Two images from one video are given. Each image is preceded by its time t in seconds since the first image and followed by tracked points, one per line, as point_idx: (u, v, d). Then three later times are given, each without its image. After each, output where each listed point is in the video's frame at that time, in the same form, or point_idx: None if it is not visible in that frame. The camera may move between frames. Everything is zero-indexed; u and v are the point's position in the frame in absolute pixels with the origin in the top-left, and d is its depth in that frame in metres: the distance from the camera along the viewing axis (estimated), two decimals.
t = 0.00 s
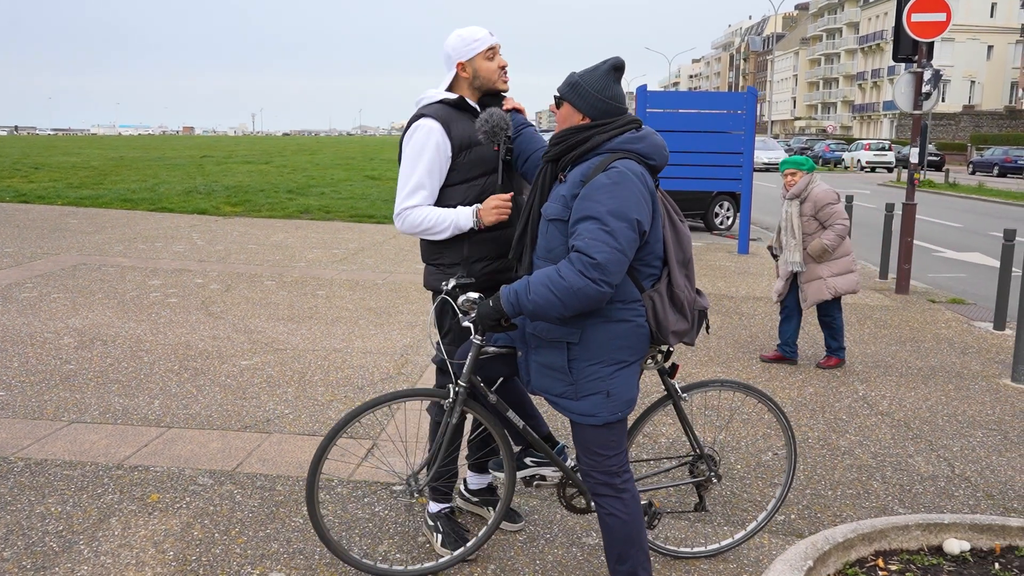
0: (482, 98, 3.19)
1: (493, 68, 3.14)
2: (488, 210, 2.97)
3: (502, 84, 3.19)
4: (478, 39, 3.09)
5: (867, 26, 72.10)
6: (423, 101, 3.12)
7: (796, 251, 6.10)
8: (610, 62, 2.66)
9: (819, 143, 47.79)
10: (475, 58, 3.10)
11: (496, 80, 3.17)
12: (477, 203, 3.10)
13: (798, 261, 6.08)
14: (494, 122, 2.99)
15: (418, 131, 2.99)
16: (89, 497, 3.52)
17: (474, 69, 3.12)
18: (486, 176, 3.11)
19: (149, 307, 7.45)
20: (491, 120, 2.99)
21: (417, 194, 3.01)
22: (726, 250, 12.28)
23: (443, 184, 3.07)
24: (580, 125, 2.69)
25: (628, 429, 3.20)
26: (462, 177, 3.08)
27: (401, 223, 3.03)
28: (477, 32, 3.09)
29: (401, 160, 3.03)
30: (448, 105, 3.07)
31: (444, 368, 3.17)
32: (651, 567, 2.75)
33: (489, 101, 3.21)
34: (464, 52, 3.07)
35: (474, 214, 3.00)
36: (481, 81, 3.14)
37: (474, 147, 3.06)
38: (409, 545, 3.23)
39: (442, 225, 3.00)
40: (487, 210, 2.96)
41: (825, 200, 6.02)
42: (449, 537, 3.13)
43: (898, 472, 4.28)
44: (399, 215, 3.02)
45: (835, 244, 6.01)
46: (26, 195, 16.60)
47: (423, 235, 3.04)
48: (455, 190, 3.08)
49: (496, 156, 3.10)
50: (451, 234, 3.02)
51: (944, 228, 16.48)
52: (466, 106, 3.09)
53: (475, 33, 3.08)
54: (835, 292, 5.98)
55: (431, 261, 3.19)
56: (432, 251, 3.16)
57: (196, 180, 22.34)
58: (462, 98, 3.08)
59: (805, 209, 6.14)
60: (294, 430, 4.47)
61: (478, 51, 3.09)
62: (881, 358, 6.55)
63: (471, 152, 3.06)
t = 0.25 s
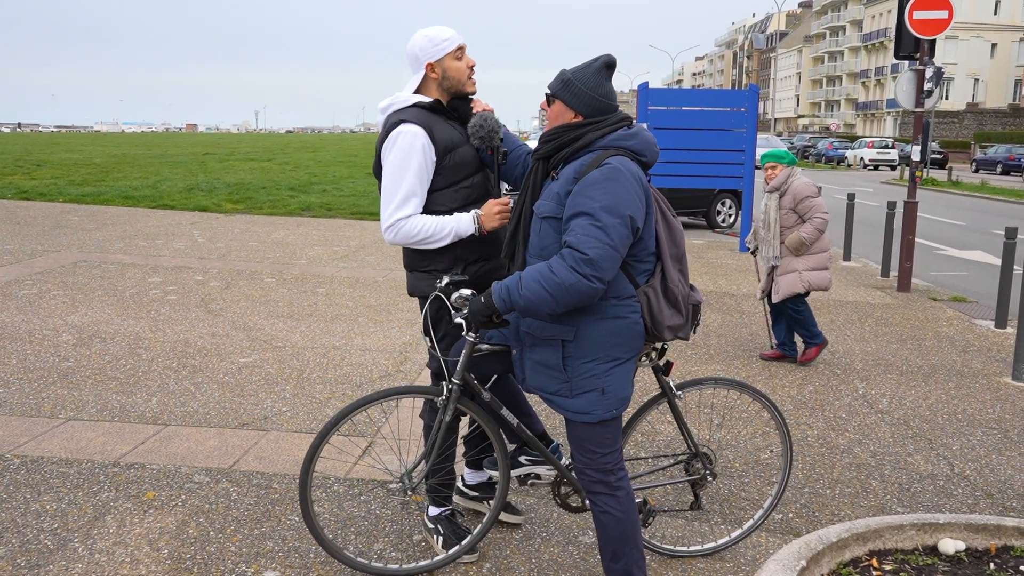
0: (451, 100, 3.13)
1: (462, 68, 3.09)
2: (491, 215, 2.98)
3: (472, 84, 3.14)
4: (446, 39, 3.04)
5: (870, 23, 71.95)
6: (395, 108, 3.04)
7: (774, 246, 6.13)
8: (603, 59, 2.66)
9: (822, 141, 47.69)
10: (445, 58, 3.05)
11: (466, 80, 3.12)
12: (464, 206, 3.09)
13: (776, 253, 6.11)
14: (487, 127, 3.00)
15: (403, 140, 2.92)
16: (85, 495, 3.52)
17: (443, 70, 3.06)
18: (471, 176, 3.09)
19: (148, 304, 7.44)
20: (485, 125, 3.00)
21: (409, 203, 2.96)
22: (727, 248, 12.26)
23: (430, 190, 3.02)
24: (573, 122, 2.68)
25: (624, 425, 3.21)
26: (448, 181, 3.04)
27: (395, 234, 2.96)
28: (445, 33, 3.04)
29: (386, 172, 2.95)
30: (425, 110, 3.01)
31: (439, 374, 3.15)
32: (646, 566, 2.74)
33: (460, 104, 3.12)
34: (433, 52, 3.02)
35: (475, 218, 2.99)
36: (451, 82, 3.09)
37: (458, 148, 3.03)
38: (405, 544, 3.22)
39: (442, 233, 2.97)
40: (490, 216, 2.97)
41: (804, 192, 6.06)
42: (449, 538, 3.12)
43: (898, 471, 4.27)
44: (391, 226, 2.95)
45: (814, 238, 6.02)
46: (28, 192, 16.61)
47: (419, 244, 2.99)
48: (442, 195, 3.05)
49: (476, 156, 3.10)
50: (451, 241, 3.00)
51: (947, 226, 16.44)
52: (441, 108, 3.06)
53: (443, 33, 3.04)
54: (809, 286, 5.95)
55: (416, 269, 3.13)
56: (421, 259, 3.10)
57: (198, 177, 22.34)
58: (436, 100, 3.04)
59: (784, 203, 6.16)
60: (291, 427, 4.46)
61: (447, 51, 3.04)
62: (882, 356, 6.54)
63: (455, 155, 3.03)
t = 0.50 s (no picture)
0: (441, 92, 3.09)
1: (454, 60, 3.06)
2: (494, 218, 2.98)
3: (462, 77, 3.11)
4: (438, 31, 3.00)
5: (892, 14, 71.13)
6: (388, 99, 2.98)
7: (770, 242, 6.12)
8: (611, 52, 2.66)
9: (842, 133, 47.26)
10: (436, 50, 3.02)
11: (458, 73, 3.09)
12: (456, 198, 3.07)
13: (771, 248, 6.12)
14: (498, 129, 2.95)
15: (403, 132, 2.87)
16: (100, 486, 3.55)
17: (435, 61, 3.03)
18: (461, 170, 3.07)
19: (166, 297, 7.49)
20: (497, 127, 2.96)
21: (410, 197, 2.91)
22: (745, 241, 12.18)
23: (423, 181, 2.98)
24: (585, 113, 2.66)
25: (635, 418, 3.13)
26: (440, 172, 3.01)
27: (392, 228, 2.91)
28: (436, 24, 3.00)
29: (386, 165, 2.88)
30: (414, 99, 2.97)
31: (435, 367, 3.16)
32: (659, 560, 2.73)
33: (450, 96, 3.09)
34: (425, 45, 2.98)
35: (476, 219, 2.98)
36: (442, 74, 3.05)
37: (448, 142, 3.01)
38: (418, 536, 3.22)
39: (443, 229, 2.95)
40: (492, 219, 2.97)
41: (801, 187, 5.97)
42: (461, 531, 3.13)
43: (915, 466, 4.22)
44: (388, 219, 2.90)
45: (809, 233, 6.00)
46: (49, 186, 16.77)
47: (418, 239, 2.95)
48: (435, 187, 3.02)
49: (464, 148, 3.08)
50: (451, 239, 2.98)
51: (970, 219, 16.23)
52: (432, 100, 3.02)
53: (434, 24, 3.00)
54: (804, 282, 5.96)
55: (406, 263, 3.08)
56: (412, 253, 3.06)
57: (217, 171, 22.48)
58: (428, 92, 3.00)
59: (780, 196, 6.09)
60: (306, 420, 4.48)
61: (439, 43, 3.01)
62: (900, 350, 6.47)
63: (446, 146, 3.00)
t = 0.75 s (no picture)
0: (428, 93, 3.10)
1: (441, 62, 3.05)
2: (487, 226, 2.92)
3: (450, 78, 3.11)
4: (424, 33, 3.00)
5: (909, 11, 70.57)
6: (374, 99, 2.99)
7: (758, 243, 6.05)
8: (619, 52, 2.67)
9: (858, 132, 46.92)
10: (423, 50, 3.02)
11: (445, 75, 3.09)
12: (445, 197, 3.05)
13: (760, 250, 6.07)
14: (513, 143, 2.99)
15: (392, 129, 2.87)
16: (113, 484, 3.57)
17: (421, 63, 3.03)
18: (449, 169, 3.06)
19: (180, 296, 7.53)
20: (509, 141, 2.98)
21: (403, 195, 2.90)
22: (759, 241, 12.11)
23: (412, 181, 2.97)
24: (591, 112, 2.66)
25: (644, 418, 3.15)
26: (429, 171, 3.01)
27: (384, 227, 2.89)
28: (423, 27, 3.00)
29: (378, 163, 2.88)
30: (399, 100, 2.98)
31: (429, 366, 3.12)
32: (668, 561, 2.72)
33: (438, 98, 3.11)
34: (411, 47, 2.99)
35: (471, 224, 2.95)
36: (429, 75, 3.05)
37: (435, 140, 3.01)
38: (428, 536, 3.21)
39: (437, 231, 2.92)
40: (485, 228, 2.91)
41: (791, 188, 5.92)
42: (473, 528, 3.12)
43: (930, 467, 4.18)
44: (379, 219, 2.89)
45: (799, 234, 5.94)
46: (66, 186, 16.90)
47: (413, 239, 2.93)
48: (423, 186, 3.01)
49: (451, 147, 3.07)
50: (445, 242, 2.95)
51: (987, 218, 16.08)
52: (417, 100, 3.03)
53: (420, 26, 3.00)
54: (796, 283, 5.93)
55: (396, 261, 3.06)
56: (399, 252, 3.04)
57: (232, 171, 22.59)
58: (413, 92, 3.01)
59: (770, 197, 6.03)
60: (317, 419, 4.49)
61: (425, 44, 3.01)
62: (915, 350, 6.41)
63: (432, 145, 3.00)
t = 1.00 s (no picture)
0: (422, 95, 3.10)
1: (437, 65, 3.07)
2: (481, 224, 2.93)
3: (445, 80, 3.12)
4: (422, 35, 3.01)
5: (922, 10, 70.12)
6: (367, 97, 2.98)
7: (747, 240, 5.98)
8: (609, 51, 2.69)
9: (871, 131, 46.64)
10: (419, 53, 3.02)
11: (440, 77, 3.10)
12: (438, 196, 3.05)
13: (749, 247, 5.98)
14: (506, 140, 2.94)
15: (387, 128, 2.86)
16: (123, 483, 3.58)
17: (417, 65, 3.03)
18: (442, 168, 3.06)
19: (191, 295, 7.55)
20: (503, 138, 2.94)
21: (399, 194, 2.89)
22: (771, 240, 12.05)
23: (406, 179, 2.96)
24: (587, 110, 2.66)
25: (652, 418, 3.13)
26: (422, 170, 3.00)
27: (379, 225, 2.88)
28: (422, 28, 3.01)
29: (373, 160, 2.87)
30: (394, 98, 2.98)
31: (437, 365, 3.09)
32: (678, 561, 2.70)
33: (430, 99, 3.12)
34: (408, 47, 2.99)
35: (465, 221, 2.95)
36: (425, 77, 3.06)
37: (428, 139, 3.00)
38: (437, 536, 3.21)
39: (432, 229, 2.91)
40: (480, 225, 2.92)
41: (779, 183, 5.86)
42: (479, 527, 3.13)
43: (943, 468, 4.14)
44: (375, 216, 2.87)
45: (788, 230, 5.83)
46: (79, 186, 17.00)
47: (408, 238, 2.92)
48: (417, 185, 3.00)
49: (444, 147, 3.07)
50: (440, 240, 2.94)
51: (1002, 218, 15.95)
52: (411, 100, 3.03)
53: (419, 27, 3.00)
54: (790, 280, 5.86)
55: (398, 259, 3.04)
56: (396, 251, 3.03)
57: (243, 170, 22.67)
58: (407, 91, 3.01)
59: (758, 193, 5.98)
60: (327, 418, 4.49)
61: (423, 46, 3.01)
62: (928, 350, 6.36)
63: (426, 144, 2.99)
